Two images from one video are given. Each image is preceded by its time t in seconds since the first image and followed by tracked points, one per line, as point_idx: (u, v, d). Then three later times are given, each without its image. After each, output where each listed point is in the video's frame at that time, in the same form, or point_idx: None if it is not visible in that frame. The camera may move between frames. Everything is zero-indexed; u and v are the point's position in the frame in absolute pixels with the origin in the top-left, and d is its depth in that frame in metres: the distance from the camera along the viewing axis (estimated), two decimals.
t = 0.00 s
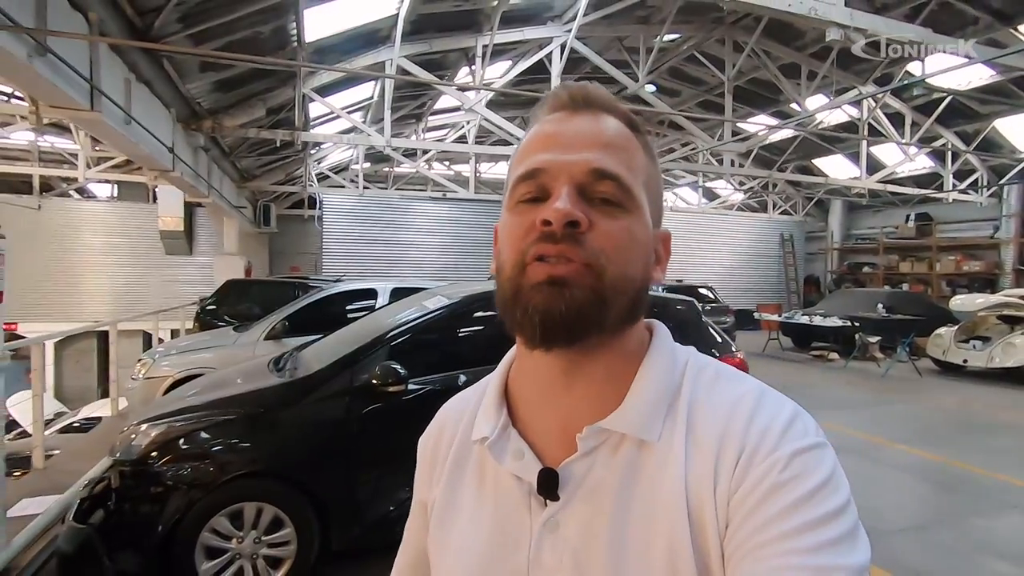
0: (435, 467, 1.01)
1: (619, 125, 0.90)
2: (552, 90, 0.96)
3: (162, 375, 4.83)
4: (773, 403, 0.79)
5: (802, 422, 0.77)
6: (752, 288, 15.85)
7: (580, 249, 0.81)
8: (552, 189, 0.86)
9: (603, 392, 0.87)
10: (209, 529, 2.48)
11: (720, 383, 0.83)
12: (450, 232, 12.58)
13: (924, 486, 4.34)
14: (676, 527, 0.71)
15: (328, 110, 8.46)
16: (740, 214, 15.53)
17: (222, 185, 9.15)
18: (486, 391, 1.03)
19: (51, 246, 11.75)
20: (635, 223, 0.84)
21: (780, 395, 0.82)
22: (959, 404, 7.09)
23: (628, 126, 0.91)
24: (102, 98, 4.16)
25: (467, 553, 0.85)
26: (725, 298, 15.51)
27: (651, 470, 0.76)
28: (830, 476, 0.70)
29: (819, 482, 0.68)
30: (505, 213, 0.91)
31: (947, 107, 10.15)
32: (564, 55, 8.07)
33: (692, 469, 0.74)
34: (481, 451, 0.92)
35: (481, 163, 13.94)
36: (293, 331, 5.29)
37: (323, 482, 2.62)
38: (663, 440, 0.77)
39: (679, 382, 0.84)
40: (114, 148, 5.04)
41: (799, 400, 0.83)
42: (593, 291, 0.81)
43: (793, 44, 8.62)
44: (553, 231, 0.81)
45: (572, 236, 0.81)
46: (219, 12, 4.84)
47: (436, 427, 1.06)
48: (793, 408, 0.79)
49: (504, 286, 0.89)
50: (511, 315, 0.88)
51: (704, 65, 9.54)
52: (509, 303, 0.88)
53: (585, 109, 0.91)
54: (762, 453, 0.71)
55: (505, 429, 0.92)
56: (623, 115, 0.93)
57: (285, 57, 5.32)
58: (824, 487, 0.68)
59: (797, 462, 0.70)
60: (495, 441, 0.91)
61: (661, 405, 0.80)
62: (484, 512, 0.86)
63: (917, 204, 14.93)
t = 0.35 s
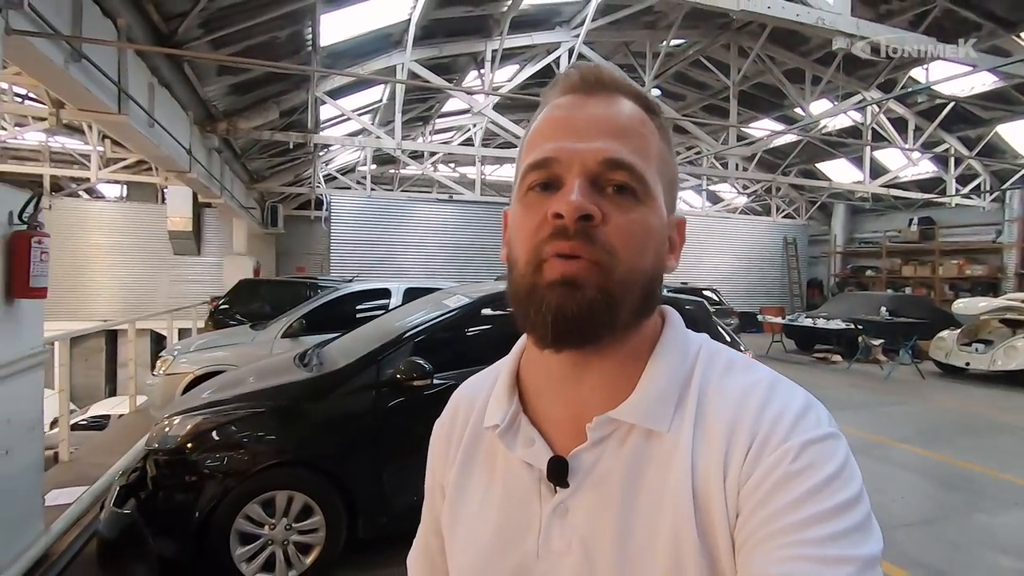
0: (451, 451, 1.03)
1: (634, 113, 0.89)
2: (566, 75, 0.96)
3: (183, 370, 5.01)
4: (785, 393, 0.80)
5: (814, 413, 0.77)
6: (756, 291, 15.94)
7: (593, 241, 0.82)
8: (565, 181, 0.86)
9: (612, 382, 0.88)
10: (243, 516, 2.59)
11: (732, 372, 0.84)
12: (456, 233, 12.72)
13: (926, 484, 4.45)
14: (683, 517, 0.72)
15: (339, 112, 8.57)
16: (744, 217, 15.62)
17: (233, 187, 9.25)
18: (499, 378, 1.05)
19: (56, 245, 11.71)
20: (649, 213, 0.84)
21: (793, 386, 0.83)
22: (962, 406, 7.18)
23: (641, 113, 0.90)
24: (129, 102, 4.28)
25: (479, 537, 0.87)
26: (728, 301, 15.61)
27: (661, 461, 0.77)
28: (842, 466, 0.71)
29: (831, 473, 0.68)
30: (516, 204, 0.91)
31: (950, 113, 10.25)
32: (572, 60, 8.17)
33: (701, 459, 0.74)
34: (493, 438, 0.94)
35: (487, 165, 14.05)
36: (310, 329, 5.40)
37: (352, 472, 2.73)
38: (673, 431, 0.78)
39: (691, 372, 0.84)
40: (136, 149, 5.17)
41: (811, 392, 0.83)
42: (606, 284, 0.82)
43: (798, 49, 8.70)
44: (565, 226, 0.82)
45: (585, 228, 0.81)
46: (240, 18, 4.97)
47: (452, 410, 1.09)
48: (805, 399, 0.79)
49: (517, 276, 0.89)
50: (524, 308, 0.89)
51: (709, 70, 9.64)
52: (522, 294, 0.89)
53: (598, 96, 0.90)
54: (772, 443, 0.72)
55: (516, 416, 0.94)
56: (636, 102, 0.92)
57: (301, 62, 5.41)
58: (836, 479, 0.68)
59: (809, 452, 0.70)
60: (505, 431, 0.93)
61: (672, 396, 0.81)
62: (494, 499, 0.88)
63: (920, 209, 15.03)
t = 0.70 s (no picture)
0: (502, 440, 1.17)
1: (667, 131, 0.86)
2: (610, 87, 0.95)
3: (190, 368, 5.10)
4: (850, 431, 0.83)
5: (884, 454, 0.80)
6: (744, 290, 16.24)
7: (607, 277, 0.84)
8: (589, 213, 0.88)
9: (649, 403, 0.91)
10: (265, 504, 2.71)
11: (793, 403, 0.86)
12: (451, 233, 12.85)
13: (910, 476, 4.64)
14: (722, 537, 0.77)
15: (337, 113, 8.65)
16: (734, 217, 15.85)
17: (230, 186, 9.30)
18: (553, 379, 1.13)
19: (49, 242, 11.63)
20: (677, 241, 0.83)
21: (858, 425, 0.85)
22: (945, 402, 7.42)
23: (680, 127, 0.87)
24: (139, 104, 4.39)
25: (523, 531, 0.97)
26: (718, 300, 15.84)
27: (706, 482, 0.82)
28: (912, 513, 0.72)
29: (897, 518, 0.70)
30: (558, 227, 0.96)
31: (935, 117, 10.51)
32: (568, 62, 8.30)
33: (751, 486, 0.79)
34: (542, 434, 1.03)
35: (481, 165, 14.16)
36: (314, 327, 5.51)
37: (368, 462, 2.88)
38: (723, 455, 0.82)
39: (749, 399, 0.87)
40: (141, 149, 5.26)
41: (880, 431, 0.85)
42: (622, 318, 0.84)
43: (788, 55, 8.89)
44: (581, 263, 0.85)
45: (600, 265, 0.84)
46: (246, 21, 4.99)
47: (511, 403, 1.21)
48: (873, 438, 0.82)
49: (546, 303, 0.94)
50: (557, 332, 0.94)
51: (701, 73, 9.81)
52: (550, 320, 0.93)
53: (630, 114, 0.90)
54: (831, 483, 0.75)
55: (564, 418, 1.02)
56: (675, 113, 0.89)
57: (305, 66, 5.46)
58: (902, 527, 0.69)
59: (875, 495, 0.73)
60: (552, 430, 1.01)
61: (727, 422, 0.84)
62: (540, 499, 0.97)
63: (905, 210, 15.35)
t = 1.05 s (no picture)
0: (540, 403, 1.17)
1: (622, 127, 0.84)
2: (564, 87, 0.93)
3: (183, 360, 5.12)
4: (897, 414, 0.82)
5: (932, 440, 0.79)
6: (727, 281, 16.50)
7: (585, 292, 0.84)
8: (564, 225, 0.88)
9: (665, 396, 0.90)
10: (270, 489, 2.79)
11: (834, 386, 0.85)
12: (439, 226, 12.92)
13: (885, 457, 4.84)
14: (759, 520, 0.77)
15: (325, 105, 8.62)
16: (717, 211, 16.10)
17: (217, 178, 9.24)
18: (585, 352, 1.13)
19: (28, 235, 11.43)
20: (654, 241, 0.81)
21: (906, 409, 0.84)
22: (919, 389, 7.66)
23: (631, 119, 0.84)
24: (131, 96, 4.38)
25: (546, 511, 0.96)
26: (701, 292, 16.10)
27: (740, 465, 0.81)
28: (961, 500, 0.72)
29: (947, 508, 0.70)
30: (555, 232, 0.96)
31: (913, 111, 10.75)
32: (555, 56, 8.34)
33: (786, 471, 0.78)
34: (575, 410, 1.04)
35: (467, 157, 14.17)
36: (307, 319, 5.55)
37: (370, 447, 2.97)
38: (756, 439, 0.82)
39: (786, 383, 0.86)
40: (130, 141, 5.24)
41: (928, 415, 0.84)
42: (603, 329, 0.84)
43: (771, 49, 9.04)
44: (561, 282, 0.86)
45: (577, 281, 0.84)
46: (235, 13, 4.92)
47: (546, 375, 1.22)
48: (921, 423, 0.81)
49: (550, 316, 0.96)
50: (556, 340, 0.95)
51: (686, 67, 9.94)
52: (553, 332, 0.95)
53: (584, 118, 0.87)
54: (877, 469, 0.75)
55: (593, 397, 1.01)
56: (624, 104, 0.85)
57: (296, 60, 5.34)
58: (953, 516, 0.69)
59: (922, 483, 0.72)
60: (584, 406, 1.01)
61: (763, 405, 0.84)
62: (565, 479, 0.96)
63: (883, 203, 15.69)
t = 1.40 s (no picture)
0: (519, 424, 1.18)
1: (612, 135, 0.87)
2: (559, 100, 0.97)
3: (169, 363, 5.09)
4: (858, 417, 0.83)
5: (890, 441, 0.80)
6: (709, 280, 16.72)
7: (573, 288, 0.87)
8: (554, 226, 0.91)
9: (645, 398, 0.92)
10: (265, 492, 2.81)
11: (799, 390, 0.87)
12: (423, 226, 12.92)
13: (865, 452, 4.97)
14: (730, 521, 0.78)
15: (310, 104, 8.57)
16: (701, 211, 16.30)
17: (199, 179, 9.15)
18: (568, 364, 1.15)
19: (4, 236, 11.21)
20: (636, 243, 0.84)
21: (867, 413, 0.86)
22: (896, 385, 7.86)
23: (622, 130, 0.87)
24: (116, 97, 4.33)
25: (533, 518, 1.00)
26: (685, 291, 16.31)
27: (714, 468, 0.83)
28: (915, 498, 0.74)
29: (903, 504, 0.72)
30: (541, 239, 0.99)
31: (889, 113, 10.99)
32: (541, 57, 8.39)
33: (754, 474, 0.80)
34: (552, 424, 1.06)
35: (453, 157, 14.17)
36: (297, 321, 5.54)
37: (364, 449, 3.00)
38: (728, 442, 0.83)
39: (755, 387, 0.88)
40: (115, 141, 5.19)
41: (887, 418, 0.86)
42: (588, 326, 0.86)
43: (752, 52, 9.18)
44: (549, 279, 0.88)
45: (565, 278, 0.87)
46: (221, 14, 4.86)
47: (523, 399, 1.22)
48: (880, 425, 0.83)
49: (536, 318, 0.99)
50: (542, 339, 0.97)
51: (670, 69, 10.05)
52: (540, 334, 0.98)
53: (576, 126, 0.91)
54: (837, 469, 0.76)
55: (574, 407, 1.04)
56: (615, 115, 0.89)
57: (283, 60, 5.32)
58: (908, 512, 0.72)
59: (879, 482, 0.74)
60: (563, 419, 1.04)
61: (732, 409, 0.85)
62: (551, 487, 1.00)
63: (861, 203, 16.00)
